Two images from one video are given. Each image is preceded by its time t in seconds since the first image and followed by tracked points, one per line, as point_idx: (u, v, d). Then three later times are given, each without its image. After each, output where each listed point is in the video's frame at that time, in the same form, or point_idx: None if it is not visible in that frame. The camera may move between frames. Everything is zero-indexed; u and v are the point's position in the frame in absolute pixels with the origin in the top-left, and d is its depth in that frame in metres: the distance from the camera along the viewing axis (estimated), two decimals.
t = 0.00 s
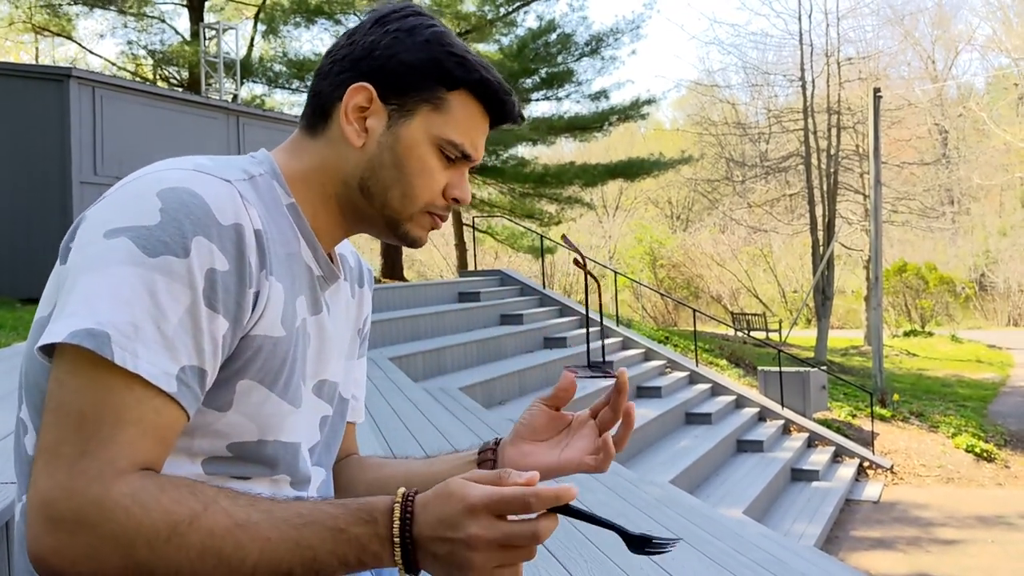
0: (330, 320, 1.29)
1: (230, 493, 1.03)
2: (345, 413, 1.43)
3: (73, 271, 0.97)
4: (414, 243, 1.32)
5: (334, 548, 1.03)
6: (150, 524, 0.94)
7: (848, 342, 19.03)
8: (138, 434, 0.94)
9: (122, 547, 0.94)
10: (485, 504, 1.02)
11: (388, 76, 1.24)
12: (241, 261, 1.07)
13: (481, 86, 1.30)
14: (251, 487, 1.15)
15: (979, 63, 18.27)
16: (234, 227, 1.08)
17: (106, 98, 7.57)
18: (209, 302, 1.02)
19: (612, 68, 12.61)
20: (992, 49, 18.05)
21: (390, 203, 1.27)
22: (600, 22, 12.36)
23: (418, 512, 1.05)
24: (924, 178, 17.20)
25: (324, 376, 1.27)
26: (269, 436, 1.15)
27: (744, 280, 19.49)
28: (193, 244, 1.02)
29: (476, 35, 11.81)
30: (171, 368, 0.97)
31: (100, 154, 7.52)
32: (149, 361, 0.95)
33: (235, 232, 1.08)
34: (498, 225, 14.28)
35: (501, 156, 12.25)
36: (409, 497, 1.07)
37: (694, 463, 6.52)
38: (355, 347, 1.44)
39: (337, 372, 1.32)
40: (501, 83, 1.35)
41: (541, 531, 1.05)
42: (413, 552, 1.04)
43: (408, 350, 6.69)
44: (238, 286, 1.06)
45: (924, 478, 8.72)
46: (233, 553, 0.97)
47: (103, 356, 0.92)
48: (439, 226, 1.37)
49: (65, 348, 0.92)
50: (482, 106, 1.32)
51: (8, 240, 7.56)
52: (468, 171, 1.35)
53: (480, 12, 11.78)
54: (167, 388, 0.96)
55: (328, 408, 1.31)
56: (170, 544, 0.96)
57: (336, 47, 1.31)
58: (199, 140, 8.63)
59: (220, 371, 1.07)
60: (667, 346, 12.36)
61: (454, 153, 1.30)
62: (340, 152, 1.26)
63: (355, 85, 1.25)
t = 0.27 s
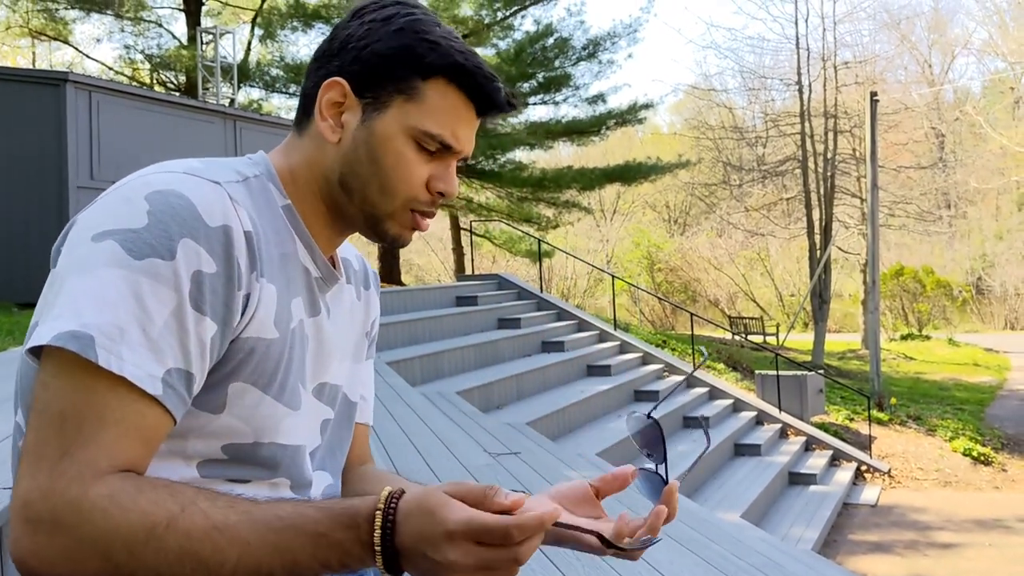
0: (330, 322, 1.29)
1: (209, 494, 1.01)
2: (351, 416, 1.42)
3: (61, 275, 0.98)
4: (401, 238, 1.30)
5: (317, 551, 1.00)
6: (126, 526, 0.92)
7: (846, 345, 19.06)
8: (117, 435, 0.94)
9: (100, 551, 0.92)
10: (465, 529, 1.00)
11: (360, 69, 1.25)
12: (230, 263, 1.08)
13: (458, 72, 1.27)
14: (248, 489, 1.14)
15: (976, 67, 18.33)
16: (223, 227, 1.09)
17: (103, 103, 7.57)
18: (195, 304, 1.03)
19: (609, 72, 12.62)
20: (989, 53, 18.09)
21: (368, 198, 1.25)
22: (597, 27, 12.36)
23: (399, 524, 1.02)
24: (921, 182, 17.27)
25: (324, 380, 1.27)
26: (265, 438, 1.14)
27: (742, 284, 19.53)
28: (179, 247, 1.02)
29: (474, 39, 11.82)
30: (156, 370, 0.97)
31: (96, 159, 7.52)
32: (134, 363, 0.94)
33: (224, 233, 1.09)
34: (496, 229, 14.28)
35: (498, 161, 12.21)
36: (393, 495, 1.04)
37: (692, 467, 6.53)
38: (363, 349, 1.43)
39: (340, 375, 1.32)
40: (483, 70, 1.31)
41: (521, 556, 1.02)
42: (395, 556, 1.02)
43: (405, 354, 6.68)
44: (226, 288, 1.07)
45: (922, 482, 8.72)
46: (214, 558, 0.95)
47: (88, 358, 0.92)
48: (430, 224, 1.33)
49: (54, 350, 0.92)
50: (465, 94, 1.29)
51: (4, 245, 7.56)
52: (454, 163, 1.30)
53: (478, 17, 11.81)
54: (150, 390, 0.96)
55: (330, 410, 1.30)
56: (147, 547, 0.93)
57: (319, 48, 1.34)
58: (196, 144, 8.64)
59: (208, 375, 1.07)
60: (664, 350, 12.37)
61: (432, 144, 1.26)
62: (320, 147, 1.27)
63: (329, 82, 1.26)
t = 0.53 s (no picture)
0: (341, 325, 1.22)
1: (186, 488, 0.91)
2: (364, 422, 1.34)
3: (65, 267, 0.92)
4: (379, 231, 1.19)
5: (290, 558, 0.90)
6: (98, 518, 0.84)
7: (846, 347, 19.07)
8: (105, 427, 0.87)
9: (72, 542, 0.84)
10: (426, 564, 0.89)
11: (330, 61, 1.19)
12: (233, 263, 1.01)
13: (419, 48, 1.14)
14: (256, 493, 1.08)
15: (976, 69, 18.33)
16: (229, 227, 1.02)
17: (104, 105, 7.57)
18: (195, 301, 0.96)
19: (609, 75, 12.60)
20: (989, 55, 18.11)
21: (338, 189, 1.16)
22: (598, 29, 12.33)
23: (370, 546, 0.91)
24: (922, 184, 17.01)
25: (334, 381, 1.21)
26: (271, 439, 1.08)
27: (742, 286, 19.53)
28: (181, 244, 0.96)
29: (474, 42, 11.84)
30: (154, 364, 0.90)
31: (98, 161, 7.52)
32: (131, 356, 0.88)
33: (229, 233, 1.02)
34: (496, 231, 14.31)
35: (498, 164, 12.16)
36: (367, 507, 0.93)
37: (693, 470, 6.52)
38: (377, 354, 1.36)
39: (353, 378, 1.27)
40: (453, 45, 1.16)
41: None
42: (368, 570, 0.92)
43: (406, 356, 6.68)
44: (228, 288, 1.00)
45: (923, 484, 8.71)
46: (184, 555, 0.86)
47: (86, 348, 0.85)
48: (416, 214, 1.20)
49: (51, 346, 0.86)
50: (432, 73, 1.15)
51: (5, 247, 7.55)
52: (427, 149, 1.17)
53: (478, 19, 11.81)
54: (146, 385, 0.89)
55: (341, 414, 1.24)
56: (118, 541, 0.84)
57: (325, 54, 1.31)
58: (197, 147, 8.65)
59: (208, 379, 1.01)
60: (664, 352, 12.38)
61: (395, 127, 1.14)
62: (306, 146, 1.22)
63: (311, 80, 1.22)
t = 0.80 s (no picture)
0: (332, 326, 1.19)
1: (173, 500, 0.90)
2: (358, 417, 1.31)
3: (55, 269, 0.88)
4: (370, 236, 1.14)
5: None
6: (90, 532, 0.82)
7: (846, 350, 19.06)
8: (98, 440, 0.85)
9: (62, 555, 0.82)
10: None
11: (316, 59, 1.14)
12: (227, 271, 0.97)
13: (400, 46, 1.08)
14: (251, 502, 1.05)
15: (976, 72, 18.35)
16: (223, 234, 0.98)
17: (103, 107, 7.58)
18: (190, 308, 0.92)
19: (609, 77, 12.62)
20: (988, 58, 18.12)
21: (327, 191, 1.12)
22: (598, 31, 12.33)
23: None
24: (922, 187, 17.12)
25: (325, 378, 1.18)
26: (266, 445, 1.05)
27: (742, 288, 19.48)
28: (176, 251, 0.92)
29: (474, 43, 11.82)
30: (152, 373, 0.88)
31: (97, 163, 7.52)
32: (127, 366, 0.85)
33: (224, 240, 0.98)
34: (496, 233, 14.31)
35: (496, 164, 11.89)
36: (370, 528, 0.95)
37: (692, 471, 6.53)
38: (366, 347, 1.33)
39: (344, 375, 1.23)
40: (435, 43, 1.11)
41: None
42: None
43: (406, 358, 6.68)
44: (221, 295, 0.96)
45: (922, 486, 8.71)
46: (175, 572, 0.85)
47: (81, 361, 0.83)
48: (408, 214, 1.15)
49: (41, 358, 0.83)
50: (415, 71, 1.09)
51: (4, 249, 7.55)
52: (414, 149, 1.12)
53: (478, 21, 11.80)
54: (144, 396, 0.87)
55: (332, 410, 1.21)
56: (109, 555, 0.83)
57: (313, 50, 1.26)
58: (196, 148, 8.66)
59: (199, 387, 0.97)
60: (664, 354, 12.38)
61: (380, 128, 1.09)
62: (295, 147, 1.18)
63: (298, 79, 1.17)
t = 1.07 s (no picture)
0: (322, 317, 1.15)
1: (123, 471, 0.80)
2: (360, 398, 1.25)
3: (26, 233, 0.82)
4: (355, 230, 1.09)
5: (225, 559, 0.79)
6: (32, 496, 0.73)
7: (846, 350, 19.06)
8: (52, 402, 0.76)
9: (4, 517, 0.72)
10: None
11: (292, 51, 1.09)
12: (201, 250, 0.92)
13: (370, 30, 1.02)
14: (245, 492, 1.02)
15: (976, 72, 18.37)
16: (198, 214, 0.93)
17: (104, 107, 7.57)
18: (163, 285, 0.86)
19: (610, 78, 12.63)
20: (989, 58, 18.12)
21: (305, 185, 1.06)
22: (598, 31, 12.31)
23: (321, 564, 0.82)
24: (922, 186, 17.16)
25: (318, 366, 1.14)
26: (254, 434, 1.01)
27: (743, 289, 19.41)
28: (149, 231, 0.86)
29: (474, 44, 11.78)
30: (126, 348, 0.81)
31: (96, 163, 7.51)
32: (100, 343, 0.79)
33: (199, 220, 0.93)
34: (495, 233, 14.33)
35: (498, 165, 11.95)
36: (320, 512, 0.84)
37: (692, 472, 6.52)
38: (364, 329, 1.28)
39: (338, 359, 1.20)
40: (406, 25, 1.04)
41: None
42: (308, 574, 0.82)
43: (406, 359, 6.68)
44: (194, 275, 0.91)
45: (923, 487, 8.70)
46: (122, 545, 0.75)
47: (53, 342, 0.76)
48: (388, 206, 1.08)
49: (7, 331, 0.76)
50: (386, 54, 1.02)
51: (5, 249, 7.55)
52: (390, 137, 1.05)
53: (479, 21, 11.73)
54: (114, 370, 0.80)
55: (327, 396, 1.17)
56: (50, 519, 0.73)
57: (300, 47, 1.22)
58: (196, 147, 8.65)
59: (173, 373, 0.92)
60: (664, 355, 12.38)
61: (354, 116, 1.03)
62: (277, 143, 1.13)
63: (279, 73, 1.12)
